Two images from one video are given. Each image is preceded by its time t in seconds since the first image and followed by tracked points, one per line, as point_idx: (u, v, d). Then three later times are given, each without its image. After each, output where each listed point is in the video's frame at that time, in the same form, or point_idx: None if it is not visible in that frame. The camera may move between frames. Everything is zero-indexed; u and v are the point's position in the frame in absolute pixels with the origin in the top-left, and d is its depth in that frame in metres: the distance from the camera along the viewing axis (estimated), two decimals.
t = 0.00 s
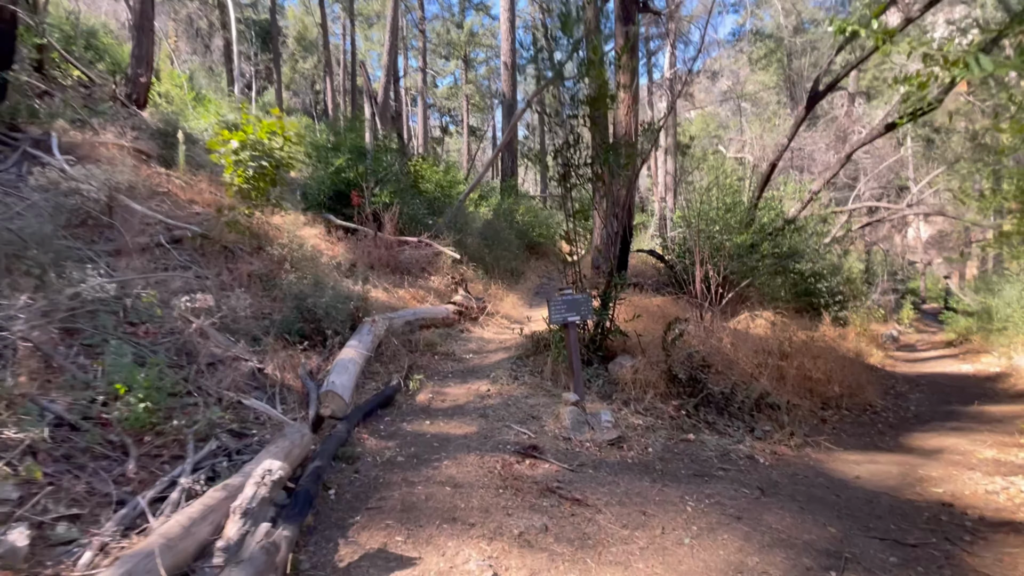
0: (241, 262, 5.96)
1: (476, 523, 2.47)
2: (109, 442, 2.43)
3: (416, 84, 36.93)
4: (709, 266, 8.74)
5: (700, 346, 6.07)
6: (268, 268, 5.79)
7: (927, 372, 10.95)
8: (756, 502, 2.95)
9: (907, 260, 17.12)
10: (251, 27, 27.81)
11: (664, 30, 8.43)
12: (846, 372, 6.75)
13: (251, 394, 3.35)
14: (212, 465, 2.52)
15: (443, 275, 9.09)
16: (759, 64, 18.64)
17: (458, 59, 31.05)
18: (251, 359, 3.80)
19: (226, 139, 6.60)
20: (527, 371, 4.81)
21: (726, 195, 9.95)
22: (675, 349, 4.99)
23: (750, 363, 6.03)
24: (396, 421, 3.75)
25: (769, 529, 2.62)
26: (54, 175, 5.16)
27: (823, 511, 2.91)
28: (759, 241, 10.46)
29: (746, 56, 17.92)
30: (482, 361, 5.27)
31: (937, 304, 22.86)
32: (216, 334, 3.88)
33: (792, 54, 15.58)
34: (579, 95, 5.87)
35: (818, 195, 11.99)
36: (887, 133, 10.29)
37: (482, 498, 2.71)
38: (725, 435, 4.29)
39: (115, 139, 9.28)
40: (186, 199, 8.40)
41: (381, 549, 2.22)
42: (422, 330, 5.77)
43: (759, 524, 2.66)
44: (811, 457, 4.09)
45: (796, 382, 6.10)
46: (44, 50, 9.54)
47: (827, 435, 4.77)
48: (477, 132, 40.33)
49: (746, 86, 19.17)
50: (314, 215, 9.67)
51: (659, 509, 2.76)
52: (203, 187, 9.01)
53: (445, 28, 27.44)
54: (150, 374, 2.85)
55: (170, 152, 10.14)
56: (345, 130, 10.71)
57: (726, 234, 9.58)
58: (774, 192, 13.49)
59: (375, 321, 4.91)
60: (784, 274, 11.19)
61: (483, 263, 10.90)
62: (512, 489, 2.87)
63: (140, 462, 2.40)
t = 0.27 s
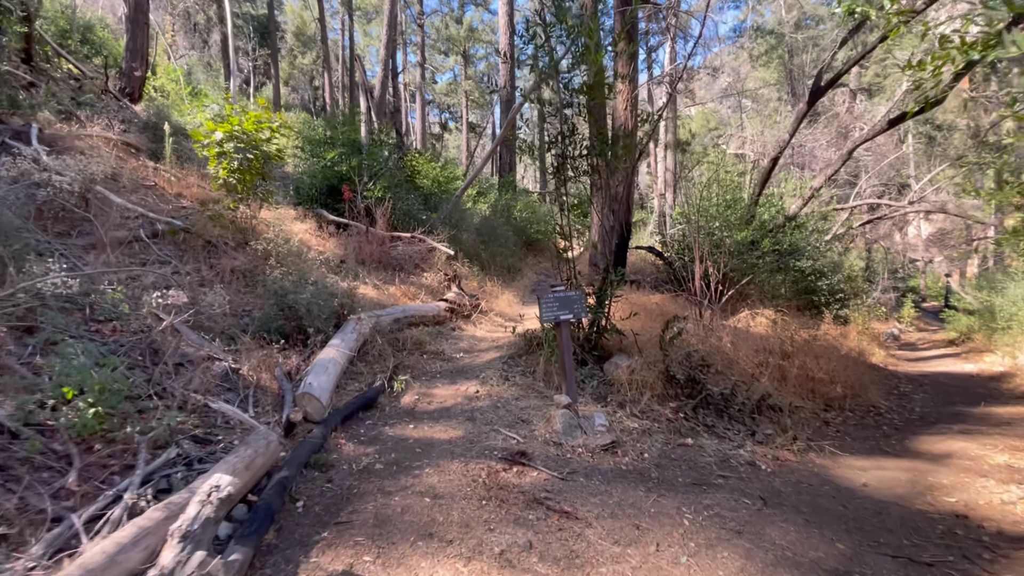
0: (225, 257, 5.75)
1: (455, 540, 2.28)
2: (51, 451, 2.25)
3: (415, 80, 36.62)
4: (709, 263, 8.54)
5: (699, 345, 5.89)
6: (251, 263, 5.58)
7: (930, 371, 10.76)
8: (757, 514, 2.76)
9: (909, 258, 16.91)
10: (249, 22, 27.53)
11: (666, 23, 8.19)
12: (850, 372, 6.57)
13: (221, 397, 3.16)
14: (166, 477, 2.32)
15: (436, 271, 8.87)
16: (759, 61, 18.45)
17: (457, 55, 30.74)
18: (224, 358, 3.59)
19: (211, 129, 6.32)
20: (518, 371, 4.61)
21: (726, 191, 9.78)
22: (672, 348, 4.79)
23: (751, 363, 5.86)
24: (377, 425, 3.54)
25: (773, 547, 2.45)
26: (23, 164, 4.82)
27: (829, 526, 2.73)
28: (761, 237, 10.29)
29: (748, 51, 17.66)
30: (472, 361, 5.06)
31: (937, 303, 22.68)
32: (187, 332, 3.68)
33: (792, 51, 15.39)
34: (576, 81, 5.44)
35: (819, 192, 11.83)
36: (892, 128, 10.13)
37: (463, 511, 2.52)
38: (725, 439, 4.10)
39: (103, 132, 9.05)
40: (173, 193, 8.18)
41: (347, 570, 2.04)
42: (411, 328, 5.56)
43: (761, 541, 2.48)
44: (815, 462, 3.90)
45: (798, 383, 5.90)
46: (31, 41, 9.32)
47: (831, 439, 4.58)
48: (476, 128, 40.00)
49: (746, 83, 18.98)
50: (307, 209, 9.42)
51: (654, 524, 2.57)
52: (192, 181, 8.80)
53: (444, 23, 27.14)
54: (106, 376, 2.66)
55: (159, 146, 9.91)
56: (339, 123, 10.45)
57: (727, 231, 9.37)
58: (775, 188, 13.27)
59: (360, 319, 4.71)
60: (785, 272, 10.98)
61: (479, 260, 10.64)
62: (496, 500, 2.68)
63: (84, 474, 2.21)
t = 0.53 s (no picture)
0: (215, 254, 5.58)
1: (434, 562, 2.10)
2: None
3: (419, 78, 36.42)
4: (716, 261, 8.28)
5: (705, 346, 5.68)
6: (241, 259, 5.40)
7: (944, 374, 10.45)
8: (767, 532, 2.56)
9: (922, 258, 16.50)
10: (254, 20, 27.44)
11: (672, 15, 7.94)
12: (863, 375, 6.32)
13: (195, 400, 2.99)
14: (119, 488, 2.14)
15: (435, 269, 8.68)
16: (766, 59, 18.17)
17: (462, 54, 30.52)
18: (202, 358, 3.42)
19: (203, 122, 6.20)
20: (514, 372, 4.41)
21: (730, 191, 9.62)
22: (677, 349, 4.56)
23: (758, 365, 5.66)
24: (362, 430, 3.35)
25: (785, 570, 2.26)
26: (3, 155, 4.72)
27: (844, 547, 2.52)
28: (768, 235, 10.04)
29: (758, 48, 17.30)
30: (467, 362, 4.86)
31: (948, 304, 22.22)
32: (164, 330, 3.51)
33: (801, 48, 15.13)
34: (574, 65, 4.95)
35: (828, 190, 11.60)
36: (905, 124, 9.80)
37: (445, 526, 2.34)
38: (731, 445, 3.88)
39: (100, 127, 8.92)
40: (168, 188, 8.03)
41: None
42: (405, 327, 5.37)
43: (772, 564, 2.28)
44: (827, 470, 3.68)
45: (807, 387, 5.67)
46: (31, 36, 9.27)
47: (844, 446, 4.34)
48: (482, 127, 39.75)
49: (755, 81, 18.65)
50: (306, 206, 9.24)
51: (655, 545, 2.37)
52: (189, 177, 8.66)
53: (450, 21, 26.92)
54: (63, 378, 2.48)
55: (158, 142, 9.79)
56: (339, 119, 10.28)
57: (733, 229, 9.14)
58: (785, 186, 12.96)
59: (350, 317, 4.52)
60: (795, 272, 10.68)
61: (480, 258, 10.39)
62: (483, 514, 2.48)
63: (29, 486, 2.04)
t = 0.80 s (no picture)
0: (208, 249, 5.45)
1: None
2: None
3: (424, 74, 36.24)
4: (723, 258, 8.04)
5: (711, 346, 5.49)
6: (233, 255, 5.25)
7: (956, 375, 10.20)
8: (778, 550, 2.39)
9: (932, 256, 16.20)
10: (259, 16, 27.33)
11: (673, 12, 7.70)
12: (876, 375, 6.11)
13: (174, 402, 2.85)
14: (78, 499, 1.99)
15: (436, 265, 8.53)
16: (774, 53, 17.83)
17: (467, 49, 30.29)
18: (183, 357, 3.27)
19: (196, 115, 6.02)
20: (512, 373, 4.24)
21: (735, 188, 9.33)
22: (681, 350, 4.37)
23: (767, 365, 5.48)
24: (351, 433, 3.19)
25: None
26: None
27: (861, 567, 2.36)
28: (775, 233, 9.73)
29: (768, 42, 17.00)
30: (464, 361, 4.68)
31: (959, 303, 21.80)
32: (146, 328, 3.37)
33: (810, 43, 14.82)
34: (576, 55, 4.70)
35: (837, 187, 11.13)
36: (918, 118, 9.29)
37: (431, 541, 2.20)
38: (738, 451, 3.70)
39: (98, 121, 8.81)
40: (165, 183, 7.89)
41: None
42: (401, 325, 5.21)
43: None
44: (840, 477, 3.50)
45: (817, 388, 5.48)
46: (31, 30, 9.17)
47: (858, 451, 4.14)
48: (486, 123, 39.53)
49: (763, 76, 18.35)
50: (305, 201, 9.11)
51: (657, 563, 2.22)
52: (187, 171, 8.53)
53: (455, 17, 26.70)
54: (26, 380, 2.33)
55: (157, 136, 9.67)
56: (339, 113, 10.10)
57: (741, 226, 8.92)
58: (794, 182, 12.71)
59: (343, 315, 4.37)
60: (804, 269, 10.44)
61: (482, 254, 10.16)
62: (474, 527, 2.33)
63: None
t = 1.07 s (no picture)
0: (201, 245, 5.29)
1: None
2: None
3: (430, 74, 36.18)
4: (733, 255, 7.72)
5: (722, 347, 5.25)
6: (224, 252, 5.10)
7: (974, 378, 9.88)
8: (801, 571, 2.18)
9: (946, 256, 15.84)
10: (265, 16, 27.33)
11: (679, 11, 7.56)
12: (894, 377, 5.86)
13: (150, 404, 2.67)
14: (25, 513, 1.82)
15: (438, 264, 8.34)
16: (783, 53, 17.48)
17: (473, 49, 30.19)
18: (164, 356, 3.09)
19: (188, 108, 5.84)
20: (513, 374, 4.03)
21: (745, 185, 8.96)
22: (692, 351, 4.14)
23: (780, 366, 5.26)
24: (341, 438, 3.01)
25: None
26: None
27: None
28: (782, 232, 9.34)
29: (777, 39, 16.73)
30: (463, 362, 4.48)
31: (972, 305, 21.27)
32: (127, 326, 3.20)
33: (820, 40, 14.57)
34: (582, 37, 4.44)
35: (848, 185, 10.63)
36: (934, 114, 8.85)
37: (419, 560, 2.01)
38: (753, 458, 3.47)
39: (97, 117, 8.70)
40: (162, 180, 7.76)
41: None
42: (398, 324, 5.02)
43: None
44: (863, 487, 3.27)
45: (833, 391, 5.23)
46: (33, 28, 9.11)
47: (880, 458, 3.89)
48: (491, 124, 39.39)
49: (772, 73, 18.08)
50: (306, 197, 8.97)
51: None
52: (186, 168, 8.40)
53: (460, 17, 26.60)
54: None
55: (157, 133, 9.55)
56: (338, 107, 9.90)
57: (751, 224, 8.66)
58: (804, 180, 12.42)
59: (337, 312, 4.18)
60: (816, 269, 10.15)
61: (486, 254, 9.68)
62: (467, 543, 2.13)
63: None
